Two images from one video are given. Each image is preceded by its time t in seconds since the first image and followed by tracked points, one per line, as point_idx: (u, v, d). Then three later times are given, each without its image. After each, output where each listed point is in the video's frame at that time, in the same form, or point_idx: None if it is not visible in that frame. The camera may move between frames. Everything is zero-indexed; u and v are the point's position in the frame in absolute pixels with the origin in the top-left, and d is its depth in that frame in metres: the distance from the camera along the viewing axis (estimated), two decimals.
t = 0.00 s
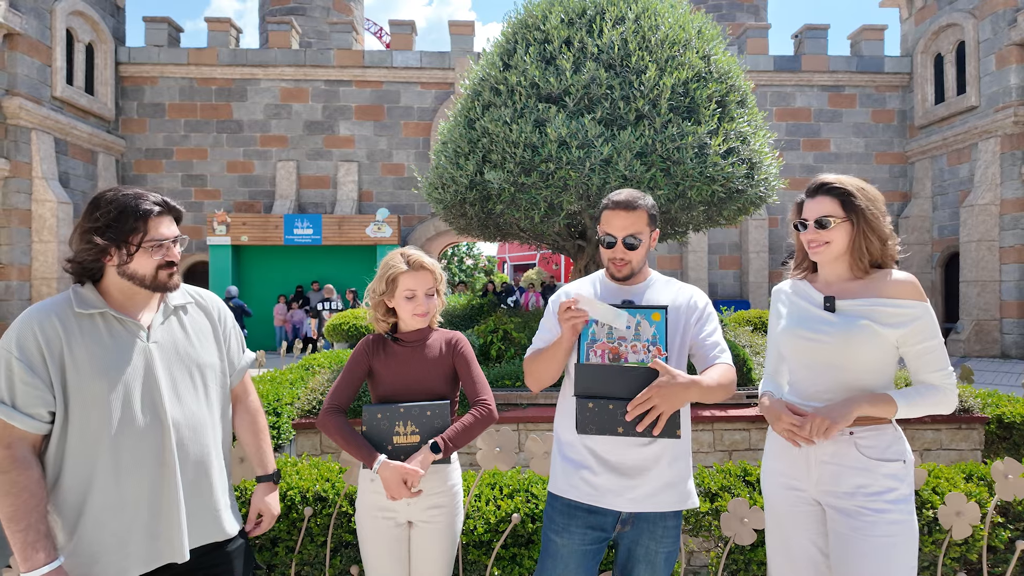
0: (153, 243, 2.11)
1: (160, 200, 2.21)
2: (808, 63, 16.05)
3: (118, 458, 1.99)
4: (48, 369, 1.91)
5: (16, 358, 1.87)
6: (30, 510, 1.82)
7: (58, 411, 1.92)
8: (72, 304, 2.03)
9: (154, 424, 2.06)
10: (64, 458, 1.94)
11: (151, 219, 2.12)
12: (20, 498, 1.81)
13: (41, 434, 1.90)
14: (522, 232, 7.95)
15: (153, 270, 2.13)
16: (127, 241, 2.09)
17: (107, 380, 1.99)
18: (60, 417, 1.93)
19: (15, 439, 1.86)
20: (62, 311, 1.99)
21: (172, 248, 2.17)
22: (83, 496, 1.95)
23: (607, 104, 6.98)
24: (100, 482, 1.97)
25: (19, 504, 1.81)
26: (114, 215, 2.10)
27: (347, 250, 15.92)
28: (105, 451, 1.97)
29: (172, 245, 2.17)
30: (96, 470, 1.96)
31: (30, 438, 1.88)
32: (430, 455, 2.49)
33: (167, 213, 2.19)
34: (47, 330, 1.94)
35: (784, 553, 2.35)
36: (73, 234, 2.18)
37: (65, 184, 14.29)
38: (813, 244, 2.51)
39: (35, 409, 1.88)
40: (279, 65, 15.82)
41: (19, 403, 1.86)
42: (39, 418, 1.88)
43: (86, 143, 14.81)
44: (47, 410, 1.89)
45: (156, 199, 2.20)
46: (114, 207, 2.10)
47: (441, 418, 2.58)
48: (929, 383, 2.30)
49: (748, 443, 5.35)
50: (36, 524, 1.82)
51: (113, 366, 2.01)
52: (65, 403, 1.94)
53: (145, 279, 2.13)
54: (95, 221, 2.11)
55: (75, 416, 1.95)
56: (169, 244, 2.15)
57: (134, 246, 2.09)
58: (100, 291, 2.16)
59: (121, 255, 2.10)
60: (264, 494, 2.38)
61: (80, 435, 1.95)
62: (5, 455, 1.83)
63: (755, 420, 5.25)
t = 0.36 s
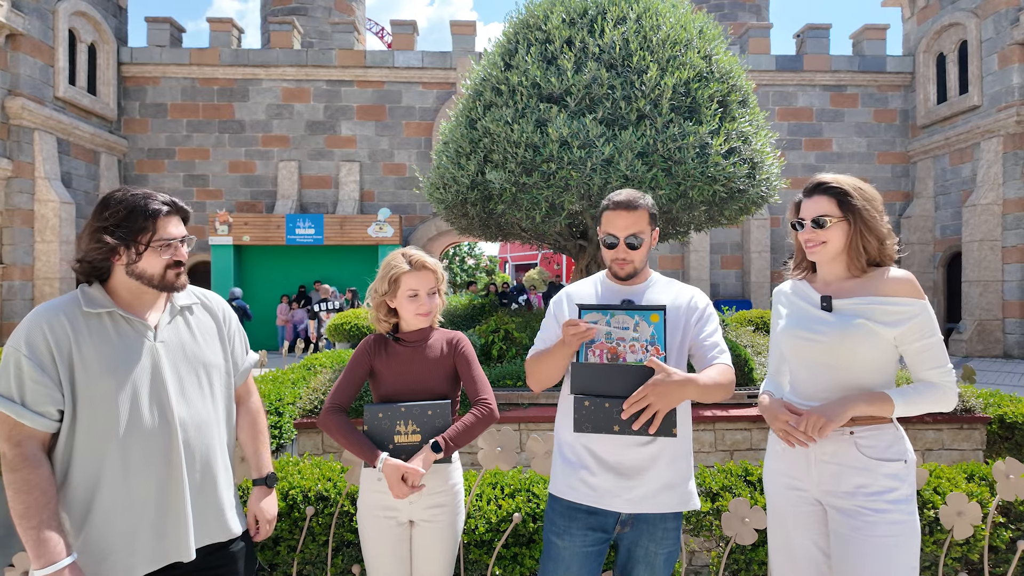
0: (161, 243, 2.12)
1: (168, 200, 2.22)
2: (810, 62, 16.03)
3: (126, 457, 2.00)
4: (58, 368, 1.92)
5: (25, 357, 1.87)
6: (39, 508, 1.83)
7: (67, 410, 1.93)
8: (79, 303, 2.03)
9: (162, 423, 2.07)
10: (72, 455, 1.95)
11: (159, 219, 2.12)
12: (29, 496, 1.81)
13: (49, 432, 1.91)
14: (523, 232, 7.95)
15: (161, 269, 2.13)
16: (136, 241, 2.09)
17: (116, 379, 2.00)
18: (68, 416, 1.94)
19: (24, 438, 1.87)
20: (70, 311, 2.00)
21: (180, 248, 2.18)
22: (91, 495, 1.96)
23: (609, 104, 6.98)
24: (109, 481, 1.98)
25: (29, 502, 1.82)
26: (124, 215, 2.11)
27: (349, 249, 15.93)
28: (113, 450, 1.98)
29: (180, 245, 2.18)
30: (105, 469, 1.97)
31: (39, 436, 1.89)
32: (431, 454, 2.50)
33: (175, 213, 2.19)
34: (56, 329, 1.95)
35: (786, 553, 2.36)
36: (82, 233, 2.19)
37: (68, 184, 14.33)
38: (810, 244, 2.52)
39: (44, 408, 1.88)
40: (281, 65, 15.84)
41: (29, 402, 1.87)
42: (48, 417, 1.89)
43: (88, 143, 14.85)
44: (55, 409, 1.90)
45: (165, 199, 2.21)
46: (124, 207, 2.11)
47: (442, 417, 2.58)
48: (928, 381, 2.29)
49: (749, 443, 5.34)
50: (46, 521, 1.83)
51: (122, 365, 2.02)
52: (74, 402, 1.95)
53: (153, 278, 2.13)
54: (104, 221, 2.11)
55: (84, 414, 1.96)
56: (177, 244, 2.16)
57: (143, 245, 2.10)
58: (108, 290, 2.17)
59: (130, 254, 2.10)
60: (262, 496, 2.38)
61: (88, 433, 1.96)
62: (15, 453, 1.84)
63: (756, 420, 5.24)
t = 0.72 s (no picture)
0: (164, 243, 2.12)
1: (171, 200, 2.22)
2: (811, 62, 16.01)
3: (130, 456, 2.00)
4: (62, 368, 1.92)
5: (30, 357, 1.88)
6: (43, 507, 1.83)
7: (71, 409, 1.93)
8: (83, 303, 2.04)
9: (166, 422, 2.07)
10: (77, 455, 1.96)
11: (162, 219, 2.12)
12: (34, 496, 1.82)
13: (54, 431, 1.91)
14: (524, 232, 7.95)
15: (164, 270, 2.14)
16: (139, 241, 2.10)
17: (120, 379, 2.00)
18: (73, 415, 1.94)
19: (29, 438, 1.87)
20: (74, 310, 2.01)
21: (183, 248, 2.18)
22: (95, 494, 1.97)
23: (609, 104, 6.97)
24: (113, 480, 1.98)
25: (33, 502, 1.82)
26: (127, 216, 2.11)
27: (350, 249, 15.94)
28: (117, 449, 1.98)
29: (182, 245, 2.18)
30: (108, 469, 1.98)
31: (43, 435, 1.90)
32: (431, 454, 2.50)
33: (178, 214, 2.19)
34: (61, 329, 1.95)
35: (785, 554, 2.35)
36: (84, 234, 2.19)
37: (70, 184, 14.36)
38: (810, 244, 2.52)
39: (49, 408, 1.89)
40: (282, 65, 15.85)
41: (33, 401, 1.87)
42: (53, 417, 1.90)
43: (90, 143, 14.88)
44: (59, 408, 1.91)
45: (167, 199, 2.21)
46: (127, 207, 2.11)
47: (442, 417, 2.58)
48: (931, 384, 2.29)
49: (750, 443, 5.32)
50: (51, 521, 1.83)
51: (126, 364, 2.03)
52: (78, 401, 1.96)
53: (156, 279, 2.13)
54: (107, 221, 2.12)
55: (89, 414, 1.96)
56: (180, 244, 2.16)
57: (146, 245, 2.10)
58: (111, 291, 2.17)
59: (133, 255, 2.10)
60: (264, 497, 2.38)
61: (93, 433, 1.96)
62: (19, 452, 1.85)
63: (757, 420, 5.23)
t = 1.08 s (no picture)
0: (168, 243, 2.12)
1: (175, 200, 2.22)
2: (813, 61, 15.99)
3: (132, 456, 2.00)
4: (65, 367, 1.92)
5: (33, 356, 1.88)
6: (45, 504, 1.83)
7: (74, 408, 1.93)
8: (87, 301, 2.03)
9: (167, 423, 2.06)
10: (79, 453, 1.95)
11: (166, 219, 2.12)
12: (37, 495, 1.82)
13: (56, 431, 1.91)
14: (525, 232, 7.93)
15: (168, 270, 2.13)
16: (143, 241, 2.09)
17: (122, 379, 2.00)
18: (75, 415, 1.94)
19: (32, 437, 1.88)
20: (77, 309, 2.00)
21: (187, 248, 2.18)
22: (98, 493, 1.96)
23: (611, 103, 6.96)
24: (116, 480, 1.98)
25: (36, 500, 1.81)
26: (131, 215, 2.11)
27: (351, 249, 15.95)
28: (118, 449, 1.98)
29: (187, 245, 2.18)
30: (111, 468, 1.97)
31: (46, 435, 1.90)
32: (431, 454, 2.49)
33: (182, 213, 2.19)
34: (64, 329, 1.95)
35: (783, 552, 2.34)
36: (88, 233, 2.18)
37: (71, 184, 14.39)
38: (834, 246, 2.50)
39: (51, 408, 1.88)
40: (283, 65, 15.85)
41: (36, 401, 1.87)
42: (56, 416, 1.90)
43: (91, 143, 14.89)
44: (62, 408, 1.90)
45: (172, 199, 2.21)
46: (131, 206, 2.11)
47: (442, 416, 2.58)
48: (938, 403, 2.29)
49: (751, 443, 5.29)
50: (53, 521, 1.83)
51: (128, 364, 2.02)
52: (81, 399, 1.96)
53: (160, 279, 2.13)
54: (111, 220, 2.11)
55: (91, 414, 1.96)
56: (184, 244, 2.16)
57: (150, 245, 2.10)
58: (115, 290, 2.17)
59: (138, 255, 2.10)
60: (265, 496, 2.38)
61: (96, 433, 1.96)
62: (22, 452, 1.85)
63: (759, 420, 5.20)
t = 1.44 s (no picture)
0: (173, 241, 2.11)
1: (180, 198, 2.21)
2: (816, 60, 15.96)
3: (137, 454, 2.00)
4: (69, 366, 1.92)
5: (37, 354, 1.88)
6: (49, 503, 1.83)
7: (78, 407, 1.93)
8: (91, 300, 2.03)
9: (172, 421, 2.07)
10: (83, 451, 1.95)
11: (172, 218, 2.12)
12: (42, 493, 1.81)
13: (61, 428, 1.91)
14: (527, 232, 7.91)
15: (172, 269, 2.13)
16: (148, 239, 2.09)
17: (127, 378, 2.00)
18: (80, 414, 1.94)
19: (36, 435, 1.87)
20: (82, 308, 2.00)
21: (191, 246, 2.17)
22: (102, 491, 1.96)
23: (614, 102, 6.94)
24: (120, 479, 1.98)
25: (39, 499, 1.81)
26: (137, 213, 2.10)
27: (353, 248, 16.00)
28: (123, 449, 1.98)
29: (191, 243, 2.17)
30: (115, 467, 1.97)
31: (50, 433, 1.89)
32: (434, 452, 2.48)
33: (186, 212, 2.19)
34: (68, 327, 1.95)
35: (783, 549, 2.34)
36: (93, 231, 2.18)
37: (74, 183, 14.42)
38: (861, 249, 2.48)
39: (55, 406, 1.88)
40: (285, 65, 15.85)
41: (41, 399, 1.87)
42: (61, 414, 1.89)
43: (94, 143, 14.92)
44: (67, 406, 1.90)
45: (177, 196, 2.21)
46: (137, 204, 2.11)
47: (443, 415, 2.57)
48: (942, 418, 2.27)
49: (755, 442, 5.26)
50: (57, 519, 1.83)
51: (133, 362, 2.02)
52: (85, 398, 1.95)
53: (164, 278, 2.12)
54: (116, 218, 2.11)
55: (96, 413, 1.96)
56: (189, 242, 2.16)
57: (155, 243, 2.09)
58: (119, 288, 2.16)
59: (142, 253, 2.09)
60: (269, 495, 2.38)
61: (100, 431, 1.96)
62: (26, 450, 1.85)
63: (762, 419, 5.18)
